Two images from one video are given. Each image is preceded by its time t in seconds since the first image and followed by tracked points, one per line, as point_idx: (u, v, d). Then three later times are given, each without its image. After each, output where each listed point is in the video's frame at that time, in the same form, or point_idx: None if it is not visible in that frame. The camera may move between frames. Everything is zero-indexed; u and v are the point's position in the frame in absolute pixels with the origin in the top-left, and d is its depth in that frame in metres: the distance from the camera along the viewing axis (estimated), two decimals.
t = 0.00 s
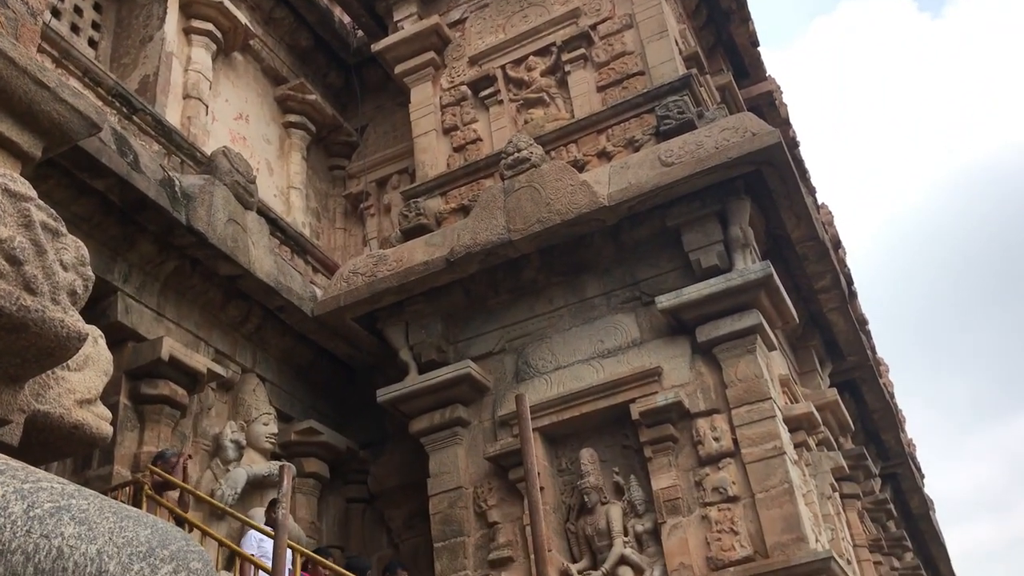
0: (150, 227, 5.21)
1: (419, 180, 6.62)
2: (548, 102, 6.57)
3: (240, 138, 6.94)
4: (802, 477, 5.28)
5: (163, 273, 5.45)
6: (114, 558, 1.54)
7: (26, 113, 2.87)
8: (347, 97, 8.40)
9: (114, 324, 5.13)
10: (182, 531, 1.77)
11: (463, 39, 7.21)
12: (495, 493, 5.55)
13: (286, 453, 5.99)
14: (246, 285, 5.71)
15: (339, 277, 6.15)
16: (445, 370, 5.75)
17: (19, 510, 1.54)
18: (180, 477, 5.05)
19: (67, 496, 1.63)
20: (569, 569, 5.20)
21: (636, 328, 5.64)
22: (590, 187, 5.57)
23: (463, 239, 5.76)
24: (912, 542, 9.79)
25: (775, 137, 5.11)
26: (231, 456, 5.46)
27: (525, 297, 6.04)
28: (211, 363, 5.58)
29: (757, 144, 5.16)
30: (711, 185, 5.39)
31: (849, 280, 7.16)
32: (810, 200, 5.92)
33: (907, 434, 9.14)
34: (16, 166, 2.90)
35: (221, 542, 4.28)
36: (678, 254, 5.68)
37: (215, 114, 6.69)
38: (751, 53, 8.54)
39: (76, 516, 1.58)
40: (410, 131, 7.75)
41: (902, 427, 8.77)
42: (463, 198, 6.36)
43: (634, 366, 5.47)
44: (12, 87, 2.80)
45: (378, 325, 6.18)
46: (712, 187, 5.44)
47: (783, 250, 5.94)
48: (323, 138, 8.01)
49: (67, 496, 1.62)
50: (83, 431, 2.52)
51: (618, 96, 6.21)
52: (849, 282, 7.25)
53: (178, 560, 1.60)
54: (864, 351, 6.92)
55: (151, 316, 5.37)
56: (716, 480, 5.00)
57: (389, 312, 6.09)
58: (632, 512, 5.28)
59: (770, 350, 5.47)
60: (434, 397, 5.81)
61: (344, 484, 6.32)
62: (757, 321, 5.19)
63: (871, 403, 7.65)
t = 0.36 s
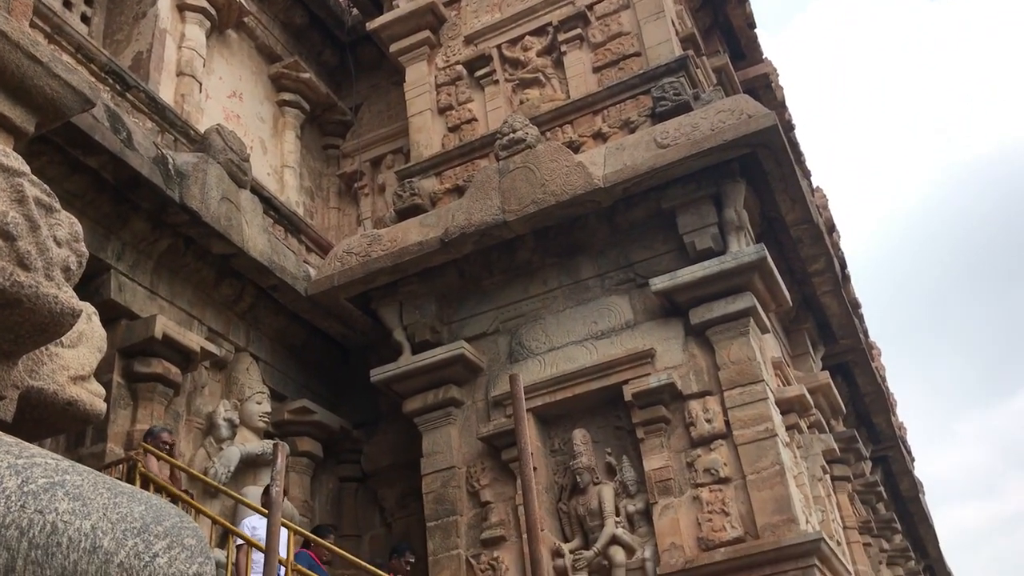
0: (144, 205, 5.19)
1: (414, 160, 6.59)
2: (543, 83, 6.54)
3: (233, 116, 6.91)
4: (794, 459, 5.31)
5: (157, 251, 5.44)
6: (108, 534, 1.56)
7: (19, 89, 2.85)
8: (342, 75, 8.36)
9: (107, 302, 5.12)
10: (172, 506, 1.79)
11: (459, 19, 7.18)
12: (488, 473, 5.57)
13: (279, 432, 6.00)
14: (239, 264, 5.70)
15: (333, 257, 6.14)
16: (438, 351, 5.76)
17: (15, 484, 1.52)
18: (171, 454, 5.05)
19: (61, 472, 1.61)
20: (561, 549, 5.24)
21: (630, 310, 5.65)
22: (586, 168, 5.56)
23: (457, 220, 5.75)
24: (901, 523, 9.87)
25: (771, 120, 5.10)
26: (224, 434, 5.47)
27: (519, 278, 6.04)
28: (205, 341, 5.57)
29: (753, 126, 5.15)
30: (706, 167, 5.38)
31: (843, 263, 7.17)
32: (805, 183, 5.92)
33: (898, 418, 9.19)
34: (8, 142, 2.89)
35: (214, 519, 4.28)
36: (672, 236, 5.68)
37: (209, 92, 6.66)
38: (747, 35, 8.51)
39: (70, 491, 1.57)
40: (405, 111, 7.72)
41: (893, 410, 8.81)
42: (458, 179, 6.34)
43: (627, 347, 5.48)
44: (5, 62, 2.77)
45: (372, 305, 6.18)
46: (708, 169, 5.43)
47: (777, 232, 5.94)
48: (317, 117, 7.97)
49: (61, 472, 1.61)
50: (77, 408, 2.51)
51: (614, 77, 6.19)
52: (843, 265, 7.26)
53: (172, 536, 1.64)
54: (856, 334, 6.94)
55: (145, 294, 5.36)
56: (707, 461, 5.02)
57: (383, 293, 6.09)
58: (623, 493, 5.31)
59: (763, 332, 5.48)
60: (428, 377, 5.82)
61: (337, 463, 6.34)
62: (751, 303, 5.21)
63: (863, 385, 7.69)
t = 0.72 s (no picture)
0: (134, 185, 5.16)
1: (407, 143, 6.58)
2: (537, 66, 6.52)
3: (225, 98, 6.87)
4: (783, 445, 5.34)
5: (148, 233, 5.42)
6: (99, 513, 1.57)
7: (9, 66, 2.82)
8: (334, 58, 8.31)
9: (97, 283, 5.10)
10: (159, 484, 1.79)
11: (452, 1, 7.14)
12: (479, 456, 5.59)
13: (270, 414, 6.00)
14: (231, 246, 5.69)
15: (324, 240, 6.12)
16: (430, 335, 5.76)
17: (7, 464, 1.52)
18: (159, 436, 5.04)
19: (53, 451, 1.60)
20: (551, 532, 5.26)
21: (622, 295, 5.65)
22: (579, 153, 5.55)
23: (450, 203, 5.74)
24: (888, 509, 9.94)
25: (764, 106, 5.10)
26: (215, 416, 5.46)
27: (511, 263, 6.04)
28: (196, 323, 5.56)
29: (747, 112, 5.14)
30: (699, 152, 5.38)
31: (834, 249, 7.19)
32: (797, 169, 5.92)
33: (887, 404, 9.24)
34: None
35: (205, 501, 4.28)
36: (664, 222, 5.68)
37: (200, 73, 6.62)
38: (741, 21, 8.50)
39: (60, 471, 1.57)
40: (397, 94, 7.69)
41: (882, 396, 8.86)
42: (451, 162, 6.33)
43: (618, 332, 5.49)
44: None
45: (363, 288, 6.17)
46: (701, 154, 5.43)
47: (769, 218, 5.95)
48: (310, 99, 7.93)
49: (53, 451, 1.60)
50: (66, 387, 2.51)
51: (607, 61, 6.17)
52: (834, 252, 7.28)
53: (161, 516, 1.66)
54: (847, 321, 6.96)
55: (135, 276, 5.34)
56: (697, 446, 5.05)
57: (375, 276, 6.09)
58: (614, 477, 5.34)
59: (753, 318, 5.49)
60: (419, 361, 5.82)
61: (328, 446, 6.35)
62: (742, 289, 5.22)
63: (853, 372, 7.72)
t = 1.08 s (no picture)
0: (120, 165, 5.12)
1: (395, 125, 6.55)
2: (526, 50, 6.50)
3: (212, 78, 6.82)
4: (767, 430, 5.36)
5: (133, 213, 5.38)
6: (80, 492, 1.41)
7: None
8: (323, 39, 8.26)
9: (82, 263, 5.06)
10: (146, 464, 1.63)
11: None
12: (464, 440, 5.60)
13: (256, 396, 5.99)
14: (217, 226, 5.65)
15: (311, 222, 6.10)
16: (416, 318, 5.75)
17: None
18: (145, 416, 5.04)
19: (34, 429, 1.47)
20: (535, 515, 5.28)
21: (609, 280, 5.66)
22: (567, 137, 5.54)
23: (438, 186, 5.72)
24: (870, 495, 10.02)
25: (754, 92, 5.10)
26: (200, 398, 5.44)
27: (499, 247, 6.03)
28: (181, 304, 5.54)
29: (736, 98, 5.13)
30: (688, 138, 5.37)
31: (820, 237, 7.22)
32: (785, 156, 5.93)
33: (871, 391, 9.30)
34: None
35: (190, 483, 4.27)
36: (652, 207, 5.68)
37: (187, 52, 6.56)
38: (731, 7, 8.49)
39: (41, 449, 1.43)
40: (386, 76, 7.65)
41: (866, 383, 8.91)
42: (439, 145, 6.30)
43: (605, 317, 5.49)
44: None
45: (350, 271, 6.16)
46: (690, 140, 5.43)
47: (757, 205, 5.96)
48: (297, 80, 7.88)
49: (34, 430, 1.46)
50: (49, 366, 2.47)
51: (597, 46, 6.16)
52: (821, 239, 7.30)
53: (147, 495, 1.49)
54: (832, 308, 6.99)
55: (120, 256, 5.31)
56: (682, 431, 5.07)
57: (362, 259, 6.08)
58: (599, 461, 5.36)
59: (740, 304, 5.51)
60: (406, 344, 5.82)
61: (314, 428, 6.34)
62: (729, 275, 5.23)
63: (838, 359, 7.76)
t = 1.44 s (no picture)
0: (101, 141, 5.06)
1: (379, 106, 6.51)
2: (513, 32, 6.48)
3: (195, 55, 6.75)
4: (746, 415, 5.40)
5: (114, 189, 5.33)
6: (58, 469, 1.52)
7: None
8: (307, 17, 8.19)
9: (62, 240, 5.02)
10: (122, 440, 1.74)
11: None
12: (446, 422, 5.60)
13: (236, 375, 5.98)
14: (199, 204, 5.61)
15: (294, 202, 6.07)
16: (399, 300, 5.74)
17: None
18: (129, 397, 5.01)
19: (10, 404, 1.53)
20: (515, 497, 5.30)
21: (592, 264, 5.66)
22: (552, 120, 5.53)
23: (422, 167, 5.70)
24: (848, 481, 10.12)
25: (739, 78, 5.10)
26: (180, 376, 5.42)
27: (482, 229, 6.02)
28: (162, 283, 5.50)
29: (722, 84, 5.13)
30: (673, 123, 5.37)
31: (802, 224, 7.26)
32: (769, 143, 5.95)
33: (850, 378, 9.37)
34: None
35: (170, 462, 4.25)
36: (636, 192, 5.69)
37: (170, 28, 6.49)
38: None
39: (18, 424, 1.50)
40: (370, 56, 7.60)
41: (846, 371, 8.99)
42: (423, 126, 6.28)
43: (588, 301, 5.50)
44: None
45: (332, 251, 6.14)
46: (674, 125, 5.43)
47: (740, 191, 5.98)
48: (282, 58, 7.82)
49: (10, 404, 1.53)
50: (26, 341, 2.43)
51: (583, 29, 6.14)
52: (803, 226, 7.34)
53: (123, 472, 1.61)
54: (813, 294, 7.03)
55: (101, 233, 5.27)
56: (662, 415, 5.10)
57: (345, 239, 6.05)
58: (579, 444, 5.39)
59: (721, 290, 5.54)
60: (388, 326, 5.81)
61: (295, 409, 6.34)
62: (711, 261, 5.25)
63: (818, 346, 7.82)
